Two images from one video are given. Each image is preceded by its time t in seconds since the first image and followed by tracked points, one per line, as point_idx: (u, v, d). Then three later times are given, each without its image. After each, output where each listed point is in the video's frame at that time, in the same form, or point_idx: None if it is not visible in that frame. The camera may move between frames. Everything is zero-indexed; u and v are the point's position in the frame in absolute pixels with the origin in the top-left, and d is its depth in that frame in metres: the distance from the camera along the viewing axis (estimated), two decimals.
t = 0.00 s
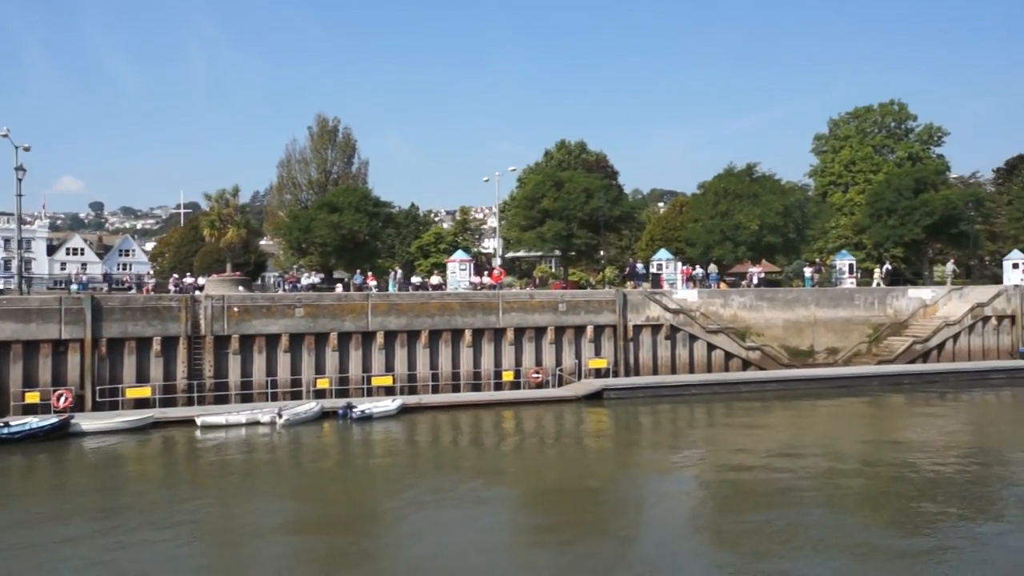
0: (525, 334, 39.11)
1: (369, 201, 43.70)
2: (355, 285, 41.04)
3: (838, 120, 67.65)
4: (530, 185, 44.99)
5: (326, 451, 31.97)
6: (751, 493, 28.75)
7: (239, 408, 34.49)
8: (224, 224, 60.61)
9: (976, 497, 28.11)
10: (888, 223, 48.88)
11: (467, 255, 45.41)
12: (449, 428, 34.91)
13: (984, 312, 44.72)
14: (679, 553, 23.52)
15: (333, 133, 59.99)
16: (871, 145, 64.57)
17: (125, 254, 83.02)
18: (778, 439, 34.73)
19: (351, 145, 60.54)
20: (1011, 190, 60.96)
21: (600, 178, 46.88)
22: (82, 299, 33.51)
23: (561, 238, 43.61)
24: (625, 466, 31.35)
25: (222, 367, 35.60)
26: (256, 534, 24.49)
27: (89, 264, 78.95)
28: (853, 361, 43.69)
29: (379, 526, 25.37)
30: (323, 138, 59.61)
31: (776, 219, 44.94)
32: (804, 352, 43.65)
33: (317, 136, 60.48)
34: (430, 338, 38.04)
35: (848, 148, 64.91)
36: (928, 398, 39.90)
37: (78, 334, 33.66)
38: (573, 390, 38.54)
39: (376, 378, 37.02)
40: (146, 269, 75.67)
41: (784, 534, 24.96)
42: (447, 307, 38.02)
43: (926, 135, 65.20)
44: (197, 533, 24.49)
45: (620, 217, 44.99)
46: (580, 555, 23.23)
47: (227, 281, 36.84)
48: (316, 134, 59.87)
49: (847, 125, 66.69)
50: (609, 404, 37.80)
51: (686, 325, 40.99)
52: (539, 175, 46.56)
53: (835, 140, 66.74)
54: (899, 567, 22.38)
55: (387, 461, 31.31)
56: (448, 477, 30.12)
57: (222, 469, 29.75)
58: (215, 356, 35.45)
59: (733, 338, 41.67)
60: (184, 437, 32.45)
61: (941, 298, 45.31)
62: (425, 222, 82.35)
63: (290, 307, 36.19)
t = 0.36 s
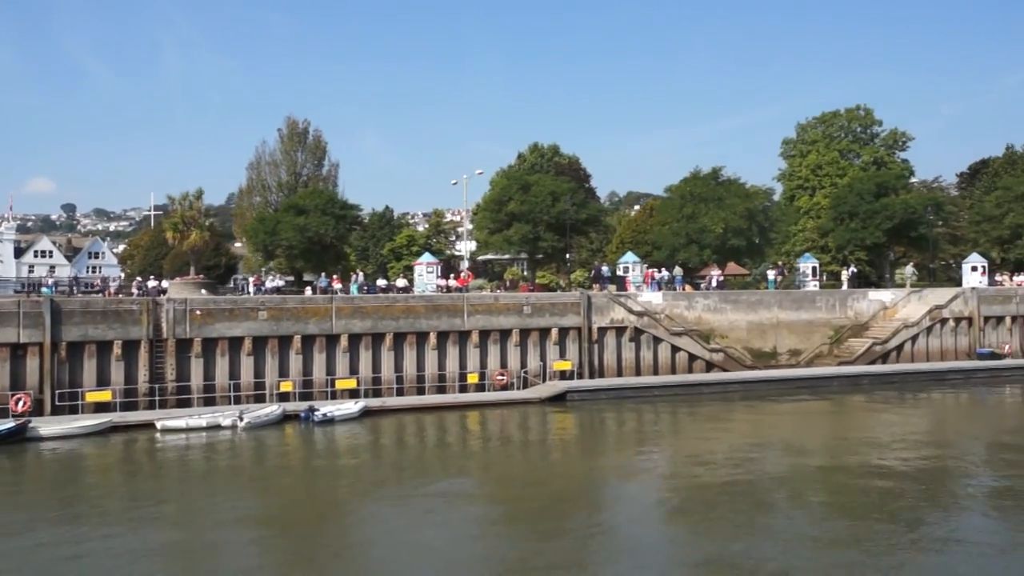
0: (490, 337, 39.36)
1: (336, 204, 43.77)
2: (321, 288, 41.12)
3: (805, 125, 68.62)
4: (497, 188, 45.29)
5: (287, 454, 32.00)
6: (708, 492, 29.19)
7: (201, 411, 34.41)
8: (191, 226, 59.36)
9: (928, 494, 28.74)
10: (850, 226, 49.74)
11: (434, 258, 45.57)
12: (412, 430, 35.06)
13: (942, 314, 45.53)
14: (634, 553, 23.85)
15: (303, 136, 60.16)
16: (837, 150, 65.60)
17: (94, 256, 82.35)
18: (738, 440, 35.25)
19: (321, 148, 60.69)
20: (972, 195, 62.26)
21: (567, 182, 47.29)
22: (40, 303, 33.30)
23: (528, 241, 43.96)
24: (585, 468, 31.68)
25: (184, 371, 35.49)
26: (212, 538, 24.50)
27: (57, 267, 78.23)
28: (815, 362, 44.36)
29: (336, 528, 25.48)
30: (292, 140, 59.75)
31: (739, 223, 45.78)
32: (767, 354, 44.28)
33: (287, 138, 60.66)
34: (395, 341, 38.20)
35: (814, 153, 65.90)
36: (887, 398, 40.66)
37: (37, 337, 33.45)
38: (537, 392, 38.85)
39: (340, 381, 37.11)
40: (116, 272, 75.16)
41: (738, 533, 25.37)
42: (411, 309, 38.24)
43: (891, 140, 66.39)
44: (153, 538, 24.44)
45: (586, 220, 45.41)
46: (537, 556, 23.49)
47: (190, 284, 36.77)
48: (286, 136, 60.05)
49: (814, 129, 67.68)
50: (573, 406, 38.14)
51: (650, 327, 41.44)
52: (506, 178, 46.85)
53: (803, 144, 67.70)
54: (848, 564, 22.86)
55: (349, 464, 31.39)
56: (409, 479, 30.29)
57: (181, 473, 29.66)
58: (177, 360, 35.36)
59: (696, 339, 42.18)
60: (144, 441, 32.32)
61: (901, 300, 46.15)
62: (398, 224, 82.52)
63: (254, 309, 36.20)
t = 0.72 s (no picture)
0: (448, 338, 39.64)
1: (296, 205, 43.82)
2: (279, 289, 41.08)
3: (766, 131, 69.81)
4: (458, 191, 45.76)
5: (241, 455, 32.00)
6: (656, 491, 29.76)
7: (154, 413, 34.26)
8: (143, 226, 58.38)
9: (868, 491, 29.55)
10: (805, 230, 50.80)
11: (396, 260, 45.64)
12: (368, 431, 35.22)
13: (891, 317, 46.71)
14: (579, 551, 24.26)
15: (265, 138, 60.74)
16: (796, 156, 66.87)
17: (55, 256, 81.26)
18: (690, 439, 35.89)
19: (284, 149, 61.05)
20: (926, 200, 63.86)
21: (527, 185, 47.80)
22: None
23: (487, 243, 44.40)
24: (537, 467, 32.09)
25: (138, 372, 35.31)
26: (158, 540, 24.44)
27: (17, 266, 77.09)
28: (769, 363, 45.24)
29: (284, 529, 25.59)
30: (254, 143, 60.12)
31: (696, 226, 46.52)
32: (722, 355, 45.08)
33: (250, 140, 60.95)
34: (352, 343, 38.32)
35: (774, 158, 67.11)
36: (837, 399, 41.62)
37: None
38: (494, 393, 39.21)
39: (296, 383, 37.14)
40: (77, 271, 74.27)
41: (681, 530, 25.95)
42: (369, 311, 38.38)
43: (849, 146, 67.88)
44: (98, 539, 24.36)
45: (545, 223, 45.96)
46: (482, 556, 23.80)
47: (145, 285, 36.58)
48: (248, 138, 60.39)
49: (774, 135, 68.89)
50: (529, 406, 38.55)
51: (607, 329, 41.98)
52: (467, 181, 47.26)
53: (763, 149, 68.91)
54: (785, 560, 23.47)
55: (303, 465, 31.46)
56: (362, 479, 30.46)
57: (131, 474, 29.56)
58: (130, 361, 35.16)
59: (652, 341, 42.83)
60: (95, 443, 32.13)
61: (853, 302, 47.31)
62: (365, 226, 82.50)
63: (209, 311, 36.11)
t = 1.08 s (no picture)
0: (409, 340, 39.77)
1: (257, 207, 43.67)
2: (239, 291, 40.86)
3: (730, 133, 70.73)
4: (421, 193, 46.02)
5: (198, 458, 31.83)
6: (613, 489, 30.10)
7: (109, 418, 33.96)
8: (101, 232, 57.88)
9: (820, 487, 30.10)
10: (766, 231, 51.61)
11: (359, 262, 45.43)
12: (328, 434, 35.20)
13: (848, 316, 47.63)
14: (534, 550, 24.44)
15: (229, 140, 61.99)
16: (760, 157, 67.83)
17: (18, 259, 80.14)
18: (649, 439, 36.31)
19: (247, 151, 62.32)
20: (886, 201, 65.08)
21: (491, 186, 48.07)
22: None
23: (451, 245, 44.74)
24: (496, 468, 32.31)
25: (94, 377, 34.98)
26: (108, 546, 24.27)
27: None
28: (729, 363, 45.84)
29: (237, 532, 25.54)
30: (219, 144, 61.50)
31: (658, 227, 47.01)
32: (684, 355, 45.63)
33: (214, 141, 62.17)
34: (313, 345, 38.31)
35: (739, 160, 67.98)
36: (794, 397, 42.34)
37: None
38: (456, 394, 39.39)
39: (256, 386, 37.03)
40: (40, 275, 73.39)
41: (637, 527, 26.26)
42: (330, 313, 38.38)
43: (811, 148, 69.02)
44: (47, 545, 24.13)
45: (509, 225, 46.23)
46: (438, 557, 23.85)
47: (101, 289, 36.27)
48: (213, 140, 61.70)
49: (739, 137, 69.83)
50: (491, 407, 38.76)
51: (568, 330, 42.36)
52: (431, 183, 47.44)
53: (728, 151, 69.83)
54: (737, 555, 23.84)
55: (260, 467, 31.38)
56: (320, 481, 30.46)
57: (84, 479, 29.29)
58: (86, 366, 34.83)
59: (614, 341, 43.27)
60: (49, 448, 31.79)
61: (811, 302, 48.20)
62: (334, 227, 82.41)
63: (166, 315, 35.89)
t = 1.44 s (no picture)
0: (367, 342, 39.80)
1: (215, 209, 43.39)
2: (195, 293, 40.50)
3: (693, 138, 71.64)
4: (382, 196, 46.11)
5: (148, 461, 31.56)
6: (565, 489, 30.40)
7: (58, 421, 33.52)
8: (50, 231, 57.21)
9: (767, 485, 30.71)
10: (724, 235, 52.40)
11: (318, 264, 45.24)
12: (283, 436, 35.08)
13: (803, 318, 48.54)
14: (482, 549, 24.62)
15: (190, 140, 62.73)
16: (722, 162, 68.74)
17: None
18: (604, 439, 36.71)
19: (208, 152, 63.10)
20: (843, 206, 66.39)
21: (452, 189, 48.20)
22: None
23: (411, 247, 44.85)
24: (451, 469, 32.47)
25: (43, 380, 34.51)
26: (51, 548, 24.01)
27: None
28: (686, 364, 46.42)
29: (184, 534, 25.39)
30: (179, 144, 62.22)
31: (617, 231, 47.49)
32: (642, 357, 46.15)
33: (175, 141, 62.90)
34: (270, 347, 38.16)
35: (701, 164, 68.87)
36: (748, 398, 43.06)
37: None
38: (413, 396, 39.49)
39: (211, 389, 36.79)
40: None
41: (587, 526, 26.57)
42: (287, 315, 38.27)
43: (772, 153, 70.16)
44: None
45: (469, 228, 46.38)
46: (388, 557, 23.91)
47: (52, 290, 35.78)
48: (173, 140, 62.43)
49: (701, 142, 70.75)
50: (448, 409, 38.89)
51: (527, 332, 42.68)
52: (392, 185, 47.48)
53: (691, 155, 70.74)
54: (683, 552, 24.24)
55: (211, 469, 31.19)
56: (271, 482, 30.35)
57: (30, 482, 28.91)
58: (35, 369, 34.36)
59: (572, 343, 43.66)
60: None
61: (767, 305, 49.10)
62: (300, 228, 81.97)
63: (118, 317, 35.54)
